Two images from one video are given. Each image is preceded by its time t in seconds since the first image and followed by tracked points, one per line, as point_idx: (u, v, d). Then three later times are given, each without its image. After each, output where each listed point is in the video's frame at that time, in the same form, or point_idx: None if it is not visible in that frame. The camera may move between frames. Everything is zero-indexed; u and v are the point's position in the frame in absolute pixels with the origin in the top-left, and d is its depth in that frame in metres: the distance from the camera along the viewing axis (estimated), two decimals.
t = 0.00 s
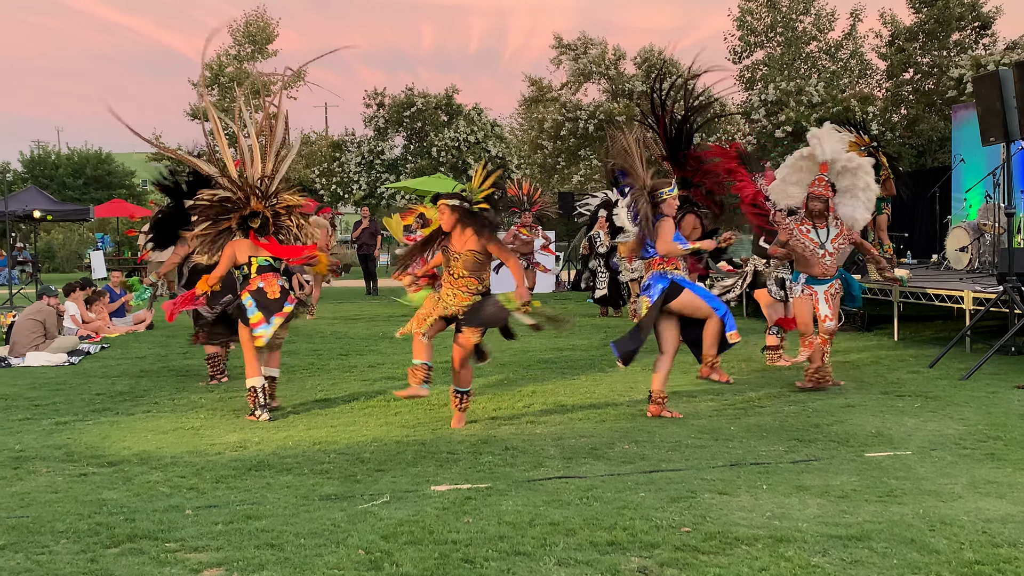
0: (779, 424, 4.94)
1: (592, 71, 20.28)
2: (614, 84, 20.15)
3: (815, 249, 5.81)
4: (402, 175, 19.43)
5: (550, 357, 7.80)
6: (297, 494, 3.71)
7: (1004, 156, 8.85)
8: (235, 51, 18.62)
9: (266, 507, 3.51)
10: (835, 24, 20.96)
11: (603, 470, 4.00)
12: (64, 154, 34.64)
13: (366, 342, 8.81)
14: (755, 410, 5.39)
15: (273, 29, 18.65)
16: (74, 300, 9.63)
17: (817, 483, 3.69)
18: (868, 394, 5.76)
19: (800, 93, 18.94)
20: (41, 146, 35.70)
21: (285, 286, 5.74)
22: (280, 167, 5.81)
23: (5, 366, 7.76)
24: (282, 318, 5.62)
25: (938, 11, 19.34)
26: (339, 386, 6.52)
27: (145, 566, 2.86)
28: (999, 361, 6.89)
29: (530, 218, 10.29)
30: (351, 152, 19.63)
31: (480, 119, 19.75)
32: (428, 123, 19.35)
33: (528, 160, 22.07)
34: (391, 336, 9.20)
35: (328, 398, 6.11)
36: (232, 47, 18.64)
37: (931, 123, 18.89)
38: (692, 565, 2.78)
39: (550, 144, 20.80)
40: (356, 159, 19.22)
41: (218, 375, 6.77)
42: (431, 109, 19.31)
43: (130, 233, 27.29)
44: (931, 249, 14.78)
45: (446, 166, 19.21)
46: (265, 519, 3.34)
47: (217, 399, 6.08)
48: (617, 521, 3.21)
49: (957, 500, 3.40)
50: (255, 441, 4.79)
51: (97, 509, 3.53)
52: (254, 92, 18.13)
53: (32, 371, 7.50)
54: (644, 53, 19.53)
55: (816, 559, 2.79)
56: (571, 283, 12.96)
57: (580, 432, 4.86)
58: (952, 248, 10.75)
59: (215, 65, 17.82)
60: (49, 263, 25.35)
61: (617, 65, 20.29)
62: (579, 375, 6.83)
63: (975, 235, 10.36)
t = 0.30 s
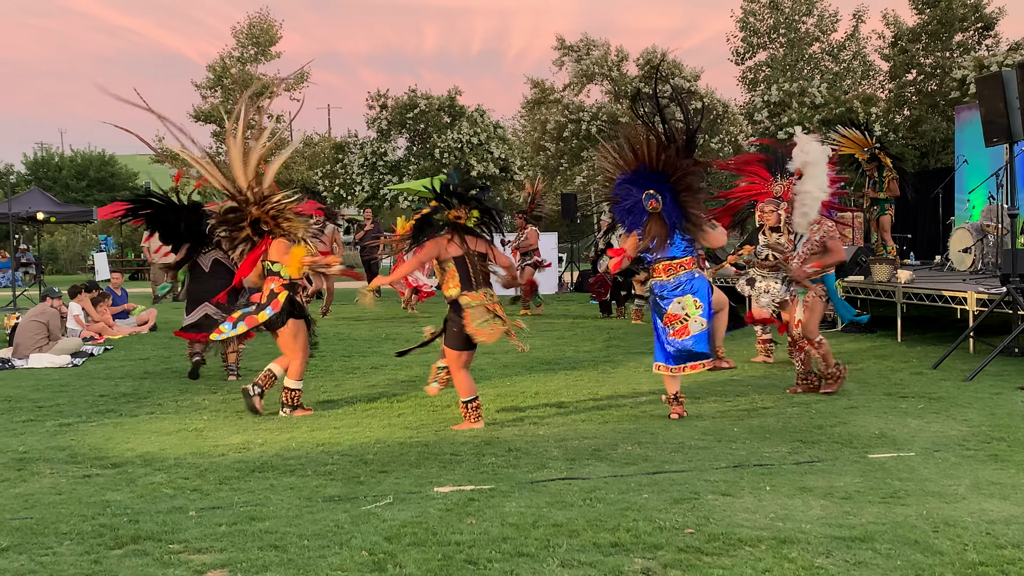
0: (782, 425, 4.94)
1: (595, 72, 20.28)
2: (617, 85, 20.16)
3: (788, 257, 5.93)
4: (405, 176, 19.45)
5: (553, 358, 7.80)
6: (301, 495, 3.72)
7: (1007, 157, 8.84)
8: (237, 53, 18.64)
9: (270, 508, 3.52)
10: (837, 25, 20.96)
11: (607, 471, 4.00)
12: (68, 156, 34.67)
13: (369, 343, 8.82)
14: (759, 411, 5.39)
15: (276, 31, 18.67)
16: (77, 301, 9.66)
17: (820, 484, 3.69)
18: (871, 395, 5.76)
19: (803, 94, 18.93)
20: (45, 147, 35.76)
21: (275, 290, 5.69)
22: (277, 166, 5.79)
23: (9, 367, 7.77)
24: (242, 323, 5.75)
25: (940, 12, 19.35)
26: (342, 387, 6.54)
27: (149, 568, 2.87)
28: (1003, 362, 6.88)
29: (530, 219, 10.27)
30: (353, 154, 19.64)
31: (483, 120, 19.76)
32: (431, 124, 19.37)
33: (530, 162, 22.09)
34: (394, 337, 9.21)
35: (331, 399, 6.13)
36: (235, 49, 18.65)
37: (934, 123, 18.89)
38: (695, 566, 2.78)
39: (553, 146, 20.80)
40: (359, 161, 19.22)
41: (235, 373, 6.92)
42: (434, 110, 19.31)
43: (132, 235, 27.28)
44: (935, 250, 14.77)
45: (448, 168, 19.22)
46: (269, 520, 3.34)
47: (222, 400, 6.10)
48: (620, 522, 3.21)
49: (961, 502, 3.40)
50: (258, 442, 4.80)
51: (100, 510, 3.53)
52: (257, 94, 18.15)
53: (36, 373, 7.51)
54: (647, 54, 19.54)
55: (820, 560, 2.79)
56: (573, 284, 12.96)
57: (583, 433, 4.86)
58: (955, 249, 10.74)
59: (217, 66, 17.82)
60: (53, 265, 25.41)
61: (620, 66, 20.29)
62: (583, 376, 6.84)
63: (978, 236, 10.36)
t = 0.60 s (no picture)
0: (784, 426, 4.94)
1: (596, 73, 20.27)
2: (618, 86, 20.17)
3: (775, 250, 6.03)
4: (406, 177, 19.46)
5: (554, 359, 7.80)
6: (302, 496, 3.72)
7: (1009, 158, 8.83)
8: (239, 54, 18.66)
9: (272, 509, 3.52)
10: (839, 26, 20.96)
11: (608, 472, 4.00)
12: (69, 157, 34.71)
13: (370, 344, 8.83)
14: (760, 412, 5.39)
15: (278, 31, 18.69)
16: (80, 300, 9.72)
17: (822, 485, 3.69)
18: (873, 395, 5.76)
19: (804, 95, 18.94)
20: (45, 148, 35.79)
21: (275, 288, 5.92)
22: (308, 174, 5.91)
23: (10, 368, 7.78)
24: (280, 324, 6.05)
25: (942, 12, 19.36)
26: (344, 388, 6.55)
27: (150, 569, 2.87)
28: (1004, 363, 6.88)
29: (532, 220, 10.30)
30: (354, 155, 19.65)
31: (484, 121, 19.78)
32: (432, 125, 19.39)
33: (532, 162, 22.11)
34: (396, 338, 9.21)
35: (333, 400, 6.13)
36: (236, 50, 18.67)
37: (935, 124, 18.90)
38: (697, 567, 2.77)
39: (554, 147, 20.82)
40: (360, 161, 19.23)
41: (231, 371, 6.89)
42: (435, 111, 19.31)
43: (134, 236, 27.32)
44: (936, 250, 14.77)
45: (450, 169, 19.22)
46: (271, 521, 3.34)
47: (223, 401, 6.10)
48: (622, 523, 3.20)
49: (962, 502, 3.40)
50: (260, 443, 4.80)
51: (102, 511, 3.54)
52: (258, 95, 18.16)
53: (37, 374, 7.52)
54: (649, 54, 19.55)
55: (822, 561, 2.79)
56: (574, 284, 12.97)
57: (584, 434, 4.86)
58: (957, 250, 10.74)
59: (219, 67, 17.84)
60: (54, 266, 25.43)
61: (621, 67, 20.30)
62: (584, 377, 6.84)
63: (980, 237, 10.36)
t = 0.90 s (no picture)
0: (782, 425, 4.94)
1: (594, 73, 20.25)
2: (617, 86, 20.16)
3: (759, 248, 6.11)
4: (404, 177, 19.44)
5: (552, 359, 7.80)
6: (300, 496, 3.71)
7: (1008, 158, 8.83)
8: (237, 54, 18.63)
9: (269, 509, 3.51)
10: (837, 25, 20.96)
11: (606, 472, 4.00)
12: (67, 157, 34.66)
13: (368, 344, 8.82)
14: (759, 412, 5.39)
15: (276, 31, 18.66)
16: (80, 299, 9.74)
17: (820, 485, 3.68)
18: (871, 395, 5.76)
19: (802, 95, 18.94)
20: (43, 148, 35.73)
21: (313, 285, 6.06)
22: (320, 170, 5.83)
23: (8, 368, 7.77)
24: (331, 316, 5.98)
25: (940, 12, 19.38)
26: (342, 388, 6.54)
27: (147, 569, 2.86)
28: (1003, 363, 6.89)
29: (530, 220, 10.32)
30: (352, 154, 19.62)
31: (483, 121, 19.78)
32: (430, 125, 19.39)
33: (530, 162, 22.10)
34: (394, 338, 9.20)
35: (330, 399, 6.13)
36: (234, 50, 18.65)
37: (932, 124, 18.92)
38: (695, 567, 2.77)
39: (552, 146, 20.82)
40: (358, 161, 19.22)
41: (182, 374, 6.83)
42: (433, 111, 19.29)
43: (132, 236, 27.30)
44: (934, 250, 14.78)
45: (448, 168, 19.21)
46: (268, 521, 3.34)
47: (221, 401, 6.10)
48: (620, 523, 3.20)
49: (961, 502, 3.40)
50: (258, 443, 4.79)
51: (100, 511, 3.53)
52: (257, 95, 18.14)
53: (35, 374, 7.50)
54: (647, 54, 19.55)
55: (820, 561, 2.79)
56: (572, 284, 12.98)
57: (583, 434, 4.86)
58: (955, 250, 10.75)
59: (217, 67, 17.82)
60: (52, 266, 25.42)
61: (620, 67, 20.29)
62: (582, 376, 6.85)
63: (978, 237, 10.37)
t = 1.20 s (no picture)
0: (776, 424, 4.95)
1: (589, 72, 20.28)
2: (612, 85, 20.17)
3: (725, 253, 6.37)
4: (399, 176, 19.42)
5: (547, 358, 7.80)
6: (294, 495, 3.70)
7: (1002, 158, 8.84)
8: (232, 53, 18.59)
9: (264, 508, 3.50)
10: (831, 25, 21.00)
11: (601, 471, 4.00)
12: (61, 156, 34.55)
13: (363, 343, 8.81)
14: (753, 411, 5.39)
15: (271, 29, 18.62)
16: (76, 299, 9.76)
17: (815, 484, 3.69)
18: (865, 395, 5.77)
19: (797, 94, 18.97)
20: (37, 147, 35.65)
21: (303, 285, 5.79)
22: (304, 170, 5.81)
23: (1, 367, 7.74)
24: (293, 326, 5.67)
25: (935, 12, 19.43)
26: (336, 387, 6.53)
27: (141, 569, 2.85)
28: (996, 362, 6.90)
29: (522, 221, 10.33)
30: (347, 153, 19.60)
31: (478, 120, 19.77)
32: (426, 124, 19.37)
33: (525, 161, 22.10)
34: (388, 337, 9.18)
35: (324, 398, 6.11)
36: (229, 48, 18.60)
37: (927, 124, 18.97)
38: (690, 566, 2.77)
39: (547, 145, 20.82)
40: (353, 160, 19.19)
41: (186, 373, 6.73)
42: (428, 110, 19.29)
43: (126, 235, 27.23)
44: (928, 250, 14.82)
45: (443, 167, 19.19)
46: (262, 521, 3.33)
47: (215, 400, 6.08)
48: (615, 522, 3.20)
49: (955, 502, 3.40)
50: (252, 442, 4.78)
51: (94, 510, 3.52)
52: (251, 93, 18.09)
53: (29, 373, 7.47)
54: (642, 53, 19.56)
55: (814, 560, 2.79)
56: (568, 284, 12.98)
57: (578, 432, 4.86)
58: (949, 249, 10.76)
59: (211, 66, 17.78)
60: (46, 264, 25.37)
61: (615, 66, 20.30)
62: (577, 376, 6.84)
63: (972, 236, 10.40)
